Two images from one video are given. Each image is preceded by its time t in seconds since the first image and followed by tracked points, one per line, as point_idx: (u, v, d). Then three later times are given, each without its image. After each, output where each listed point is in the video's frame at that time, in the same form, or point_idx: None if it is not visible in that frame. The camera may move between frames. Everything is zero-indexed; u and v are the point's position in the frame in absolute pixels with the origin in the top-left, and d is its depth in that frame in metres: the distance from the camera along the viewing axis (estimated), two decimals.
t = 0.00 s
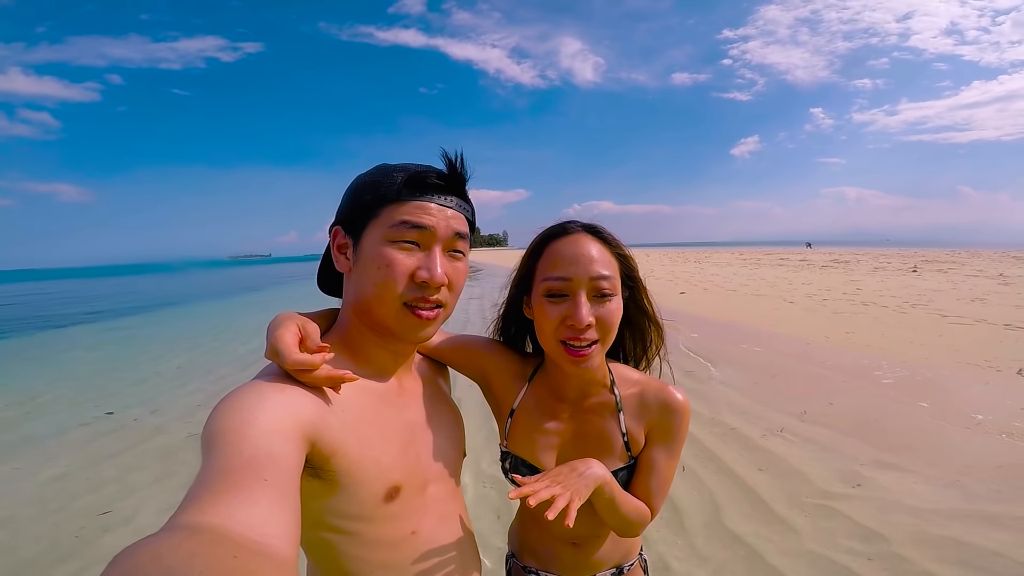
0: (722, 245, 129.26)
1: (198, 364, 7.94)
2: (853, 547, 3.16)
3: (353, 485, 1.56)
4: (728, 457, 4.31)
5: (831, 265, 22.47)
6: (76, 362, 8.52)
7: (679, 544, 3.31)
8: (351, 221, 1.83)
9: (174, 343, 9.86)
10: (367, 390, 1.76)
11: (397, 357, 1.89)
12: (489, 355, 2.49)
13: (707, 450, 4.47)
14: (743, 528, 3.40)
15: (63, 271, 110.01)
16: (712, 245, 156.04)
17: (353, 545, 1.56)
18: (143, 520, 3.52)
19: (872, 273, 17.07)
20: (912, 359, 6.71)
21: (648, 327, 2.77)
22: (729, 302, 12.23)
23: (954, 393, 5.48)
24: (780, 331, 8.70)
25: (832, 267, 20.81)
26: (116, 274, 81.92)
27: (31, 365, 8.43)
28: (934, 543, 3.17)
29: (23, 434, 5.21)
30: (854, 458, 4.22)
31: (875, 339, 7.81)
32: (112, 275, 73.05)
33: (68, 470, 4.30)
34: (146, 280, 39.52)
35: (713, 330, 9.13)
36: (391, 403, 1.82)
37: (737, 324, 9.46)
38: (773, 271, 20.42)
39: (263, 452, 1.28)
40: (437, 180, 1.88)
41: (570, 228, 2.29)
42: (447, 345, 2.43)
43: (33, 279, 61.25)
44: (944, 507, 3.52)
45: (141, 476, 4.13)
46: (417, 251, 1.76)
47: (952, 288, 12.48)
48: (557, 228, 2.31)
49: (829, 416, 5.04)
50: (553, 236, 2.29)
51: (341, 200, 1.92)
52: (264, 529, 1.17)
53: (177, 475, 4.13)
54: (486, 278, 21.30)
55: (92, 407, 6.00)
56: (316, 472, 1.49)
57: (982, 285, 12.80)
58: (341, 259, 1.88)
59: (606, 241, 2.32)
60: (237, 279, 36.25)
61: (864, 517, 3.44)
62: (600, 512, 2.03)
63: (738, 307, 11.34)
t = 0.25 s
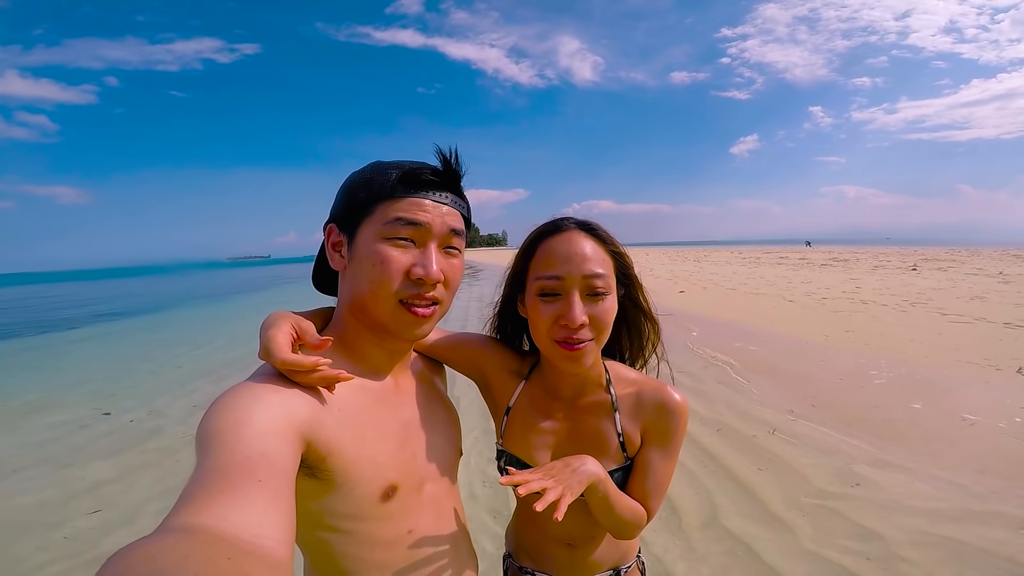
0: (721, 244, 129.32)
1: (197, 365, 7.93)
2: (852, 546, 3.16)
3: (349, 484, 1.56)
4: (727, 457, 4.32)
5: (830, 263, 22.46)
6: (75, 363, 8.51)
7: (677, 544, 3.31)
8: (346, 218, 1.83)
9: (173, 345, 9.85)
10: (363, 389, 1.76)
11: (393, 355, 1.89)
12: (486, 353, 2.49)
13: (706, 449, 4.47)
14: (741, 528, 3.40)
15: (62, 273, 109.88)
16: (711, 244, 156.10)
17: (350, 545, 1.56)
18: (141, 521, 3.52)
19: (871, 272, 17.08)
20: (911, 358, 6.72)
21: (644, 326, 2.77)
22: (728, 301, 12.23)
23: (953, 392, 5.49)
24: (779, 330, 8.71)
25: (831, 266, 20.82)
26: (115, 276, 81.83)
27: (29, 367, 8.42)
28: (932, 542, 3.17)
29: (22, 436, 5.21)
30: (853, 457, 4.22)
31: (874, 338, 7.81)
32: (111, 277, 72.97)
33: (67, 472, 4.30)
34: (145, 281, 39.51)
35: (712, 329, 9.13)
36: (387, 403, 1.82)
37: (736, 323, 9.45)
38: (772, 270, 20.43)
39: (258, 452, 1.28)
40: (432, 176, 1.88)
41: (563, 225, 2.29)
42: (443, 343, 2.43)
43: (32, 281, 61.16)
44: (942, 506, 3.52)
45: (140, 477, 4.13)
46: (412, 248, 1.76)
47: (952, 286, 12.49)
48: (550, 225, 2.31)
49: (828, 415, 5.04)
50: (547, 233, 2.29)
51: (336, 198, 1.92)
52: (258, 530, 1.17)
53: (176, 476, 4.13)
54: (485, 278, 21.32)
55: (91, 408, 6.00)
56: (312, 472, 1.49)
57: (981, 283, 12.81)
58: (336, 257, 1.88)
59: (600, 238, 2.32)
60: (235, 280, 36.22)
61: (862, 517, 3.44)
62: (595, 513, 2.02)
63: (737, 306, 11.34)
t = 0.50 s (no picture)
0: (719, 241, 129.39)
1: (198, 367, 7.94)
2: (855, 540, 3.16)
3: (350, 481, 1.55)
4: (729, 452, 4.32)
5: (829, 258, 22.47)
6: (76, 368, 8.52)
7: (681, 540, 3.30)
8: (344, 214, 1.82)
9: (174, 348, 9.85)
10: (364, 386, 1.75)
11: (393, 351, 1.88)
12: (486, 348, 2.49)
13: (708, 445, 4.47)
14: (744, 524, 3.39)
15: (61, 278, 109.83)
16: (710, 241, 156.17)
17: (352, 541, 1.55)
18: (144, 522, 3.53)
19: (871, 266, 17.09)
20: (912, 351, 6.71)
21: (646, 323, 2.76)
22: (728, 297, 12.24)
23: (954, 384, 5.48)
24: (780, 325, 8.71)
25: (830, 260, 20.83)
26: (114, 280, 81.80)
27: (30, 372, 8.43)
28: (936, 535, 3.17)
29: (23, 441, 5.21)
30: (856, 451, 4.21)
31: (875, 331, 7.81)
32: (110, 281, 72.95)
33: (69, 475, 4.31)
34: (145, 285, 39.48)
35: (712, 325, 9.13)
36: (388, 399, 1.81)
37: (736, 319, 9.45)
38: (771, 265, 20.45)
39: (258, 450, 1.27)
40: (431, 171, 1.87)
41: (559, 221, 2.28)
42: (444, 338, 2.43)
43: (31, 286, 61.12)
44: (946, 499, 3.52)
45: (142, 479, 4.14)
46: (411, 244, 1.75)
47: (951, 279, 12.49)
48: (546, 221, 2.30)
49: (830, 410, 5.04)
50: (542, 229, 2.28)
51: (333, 193, 1.91)
52: (259, 528, 1.16)
53: (178, 477, 4.13)
54: (485, 278, 21.32)
55: (92, 412, 6.01)
56: (313, 469, 1.49)
57: (981, 275, 12.82)
58: (335, 253, 1.87)
59: (595, 233, 2.31)
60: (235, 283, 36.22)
61: (865, 511, 3.44)
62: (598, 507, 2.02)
63: (737, 302, 11.34)
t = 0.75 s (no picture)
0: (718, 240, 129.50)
1: (198, 369, 7.93)
2: (857, 538, 3.15)
3: (352, 478, 1.55)
4: (729, 450, 4.32)
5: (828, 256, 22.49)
6: (75, 370, 8.51)
7: (683, 539, 3.29)
8: (347, 211, 1.81)
9: (173, 350, 9.85)
10: (366, 383, 1.74)
11: (396, 347, 1.88)
12: (487, 343, 2.49)
13: (708, 443, 4.47)
14: (746, 522, 3.39)
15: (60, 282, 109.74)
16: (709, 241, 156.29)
17: (354, 539, 1.55)
18: (144, 523, 3.53)
19: (870, 263, 17.11)
20: (912, 348, 6.71)
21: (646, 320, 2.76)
22: (728, 295, 12.25)
23: (954, 381, 5.48)
24: (779, 324, 8.71)
25: (829, 259, 20.84)
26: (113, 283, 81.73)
27: (29, 374, 8.41)
28: (938, 532, 3.16)
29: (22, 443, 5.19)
30: (856, 448, 4.21)
31: (874, 329, 7.81)
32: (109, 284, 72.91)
33: (68, 476, 4.30)
34: (144, 288, 39.48)
35: (712, 324, 9.14)
36: (389, 397, 1.80)
37: (735, 317, 9.46)
38: (770, 264, 20.47)
39: (258, 448, 1.26)
40: (432, 168, 1.87)
41: (555, 213, 2.28)
42: (446, 334, 2.43)
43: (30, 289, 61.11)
44: (946, 496, 3.52)
45: (142, 481, 4.14)
46: (417, 240, 1.75)
47: (950, 276, 12.50)
48: (543, 215, 2.30)
49: (830, 407, 5.04)
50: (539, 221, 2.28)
51: (333, 190, 1.89)
52: (259, 526, 1.15)
53: (178, 478, 4.13)
54: (484, 278, 21.33)
55: (92, 414, 6.00)
56: (314, 466, 1.48)
57: (980, 272, 12.83)
58: (336, 250, 1.86)
59: (591, 223, 2.31)
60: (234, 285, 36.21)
61: (866, 508, 3.43)
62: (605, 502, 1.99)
63: (736, 301, 11.35)
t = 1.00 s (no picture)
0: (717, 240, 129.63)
1: (197, 371, 7.93)
2: (855, 538, 3.16)
3: (352, 478, 1.55)
4: (729, 450, 4.32)
5: (827, 255, 22.52)
6: (74, 372, 8.50)
7: (683, 540, 3.29)
8: (349, 213, 1.81)
9: (172, 352, 9.85)
10: (365, 384, 1.75)
11: (395, 348, 1.88)
12: (486, 343, 2.49)
13: (707, 443, 4.47)
14: (745, 522, 3.39)
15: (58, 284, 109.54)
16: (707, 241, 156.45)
17: (353, 539, 1.55)
18: (144, 524, 3.53)
19: (868, 262, 17.12)
20: (911, 347, 6.72)
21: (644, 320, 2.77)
22: (726, 295, 12.26)
23: (952, 380, 5.49)
24: (778, 323, 8.72)
25: (828, 258, 20.86)
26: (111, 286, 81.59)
27: (28, 377, 8.40)
28: (937, 531, 3.16)
29: (21, 445, 5.19)
30: (855, 448, 4.22)
31: (873, 328, 7.82)
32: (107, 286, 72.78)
33: (67, 479, 4.30)
34: (143, 290, 39.48)
35: (711, 324, 9.15)
36: (389, 397, 1.80)
37: (734, 317, 9.47)
38: (769, 263, 20.50)
39: (258, 448, 1.27)
40: (434, 169, 1.87)
41: (553, 215, 2.29)
42: (445, 334, 2.43)
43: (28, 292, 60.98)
44: (944, 496, 3.52)
45: (141, 483, 4.14)
46: (419, 242, 1.75)
47: (949, 274, 12.51)
48: (541, 217, 2.30)
49: (829, 407, 5.04)
50: (537, 223, 2.29)
51: (334, 191, 1.89)
52: (259, 526, 1.15)
53: (177, 480, 4.14)
54: (484, 279, 21.35)
55: (91, 416, 6.00)
56: (314, 466, 1.48)
57: (978, 271, 12.85)
58: (337, 252, 1.86)
59: (589, 225, 2.31)
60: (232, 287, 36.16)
61: (865, 508, 3.43)
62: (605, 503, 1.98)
63: (735, 300, 11.36)
